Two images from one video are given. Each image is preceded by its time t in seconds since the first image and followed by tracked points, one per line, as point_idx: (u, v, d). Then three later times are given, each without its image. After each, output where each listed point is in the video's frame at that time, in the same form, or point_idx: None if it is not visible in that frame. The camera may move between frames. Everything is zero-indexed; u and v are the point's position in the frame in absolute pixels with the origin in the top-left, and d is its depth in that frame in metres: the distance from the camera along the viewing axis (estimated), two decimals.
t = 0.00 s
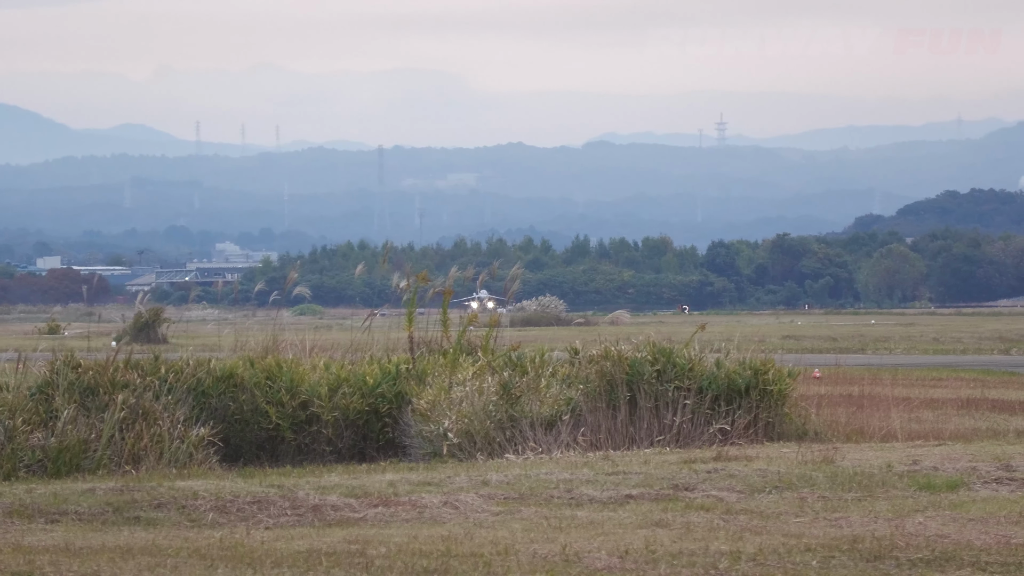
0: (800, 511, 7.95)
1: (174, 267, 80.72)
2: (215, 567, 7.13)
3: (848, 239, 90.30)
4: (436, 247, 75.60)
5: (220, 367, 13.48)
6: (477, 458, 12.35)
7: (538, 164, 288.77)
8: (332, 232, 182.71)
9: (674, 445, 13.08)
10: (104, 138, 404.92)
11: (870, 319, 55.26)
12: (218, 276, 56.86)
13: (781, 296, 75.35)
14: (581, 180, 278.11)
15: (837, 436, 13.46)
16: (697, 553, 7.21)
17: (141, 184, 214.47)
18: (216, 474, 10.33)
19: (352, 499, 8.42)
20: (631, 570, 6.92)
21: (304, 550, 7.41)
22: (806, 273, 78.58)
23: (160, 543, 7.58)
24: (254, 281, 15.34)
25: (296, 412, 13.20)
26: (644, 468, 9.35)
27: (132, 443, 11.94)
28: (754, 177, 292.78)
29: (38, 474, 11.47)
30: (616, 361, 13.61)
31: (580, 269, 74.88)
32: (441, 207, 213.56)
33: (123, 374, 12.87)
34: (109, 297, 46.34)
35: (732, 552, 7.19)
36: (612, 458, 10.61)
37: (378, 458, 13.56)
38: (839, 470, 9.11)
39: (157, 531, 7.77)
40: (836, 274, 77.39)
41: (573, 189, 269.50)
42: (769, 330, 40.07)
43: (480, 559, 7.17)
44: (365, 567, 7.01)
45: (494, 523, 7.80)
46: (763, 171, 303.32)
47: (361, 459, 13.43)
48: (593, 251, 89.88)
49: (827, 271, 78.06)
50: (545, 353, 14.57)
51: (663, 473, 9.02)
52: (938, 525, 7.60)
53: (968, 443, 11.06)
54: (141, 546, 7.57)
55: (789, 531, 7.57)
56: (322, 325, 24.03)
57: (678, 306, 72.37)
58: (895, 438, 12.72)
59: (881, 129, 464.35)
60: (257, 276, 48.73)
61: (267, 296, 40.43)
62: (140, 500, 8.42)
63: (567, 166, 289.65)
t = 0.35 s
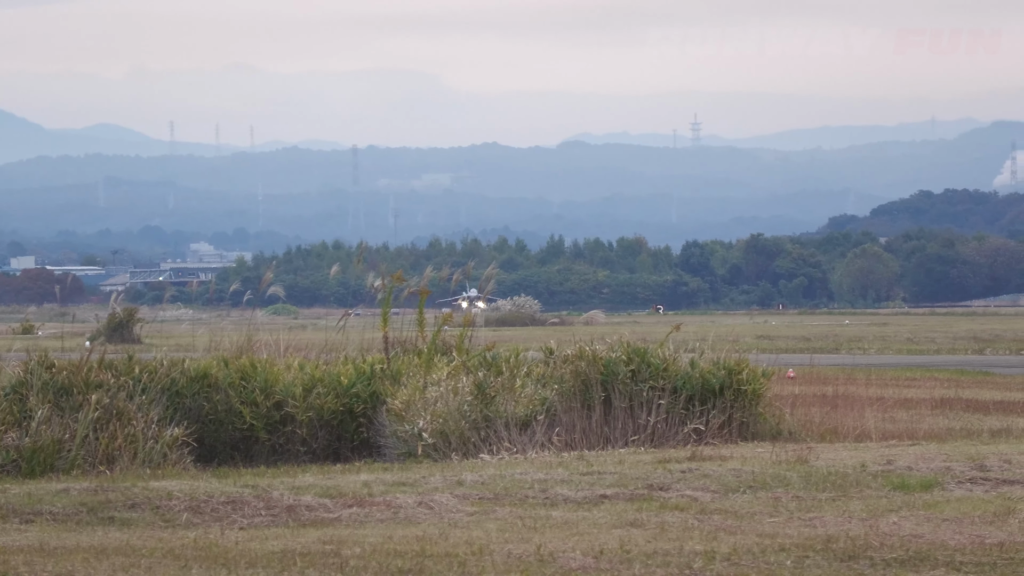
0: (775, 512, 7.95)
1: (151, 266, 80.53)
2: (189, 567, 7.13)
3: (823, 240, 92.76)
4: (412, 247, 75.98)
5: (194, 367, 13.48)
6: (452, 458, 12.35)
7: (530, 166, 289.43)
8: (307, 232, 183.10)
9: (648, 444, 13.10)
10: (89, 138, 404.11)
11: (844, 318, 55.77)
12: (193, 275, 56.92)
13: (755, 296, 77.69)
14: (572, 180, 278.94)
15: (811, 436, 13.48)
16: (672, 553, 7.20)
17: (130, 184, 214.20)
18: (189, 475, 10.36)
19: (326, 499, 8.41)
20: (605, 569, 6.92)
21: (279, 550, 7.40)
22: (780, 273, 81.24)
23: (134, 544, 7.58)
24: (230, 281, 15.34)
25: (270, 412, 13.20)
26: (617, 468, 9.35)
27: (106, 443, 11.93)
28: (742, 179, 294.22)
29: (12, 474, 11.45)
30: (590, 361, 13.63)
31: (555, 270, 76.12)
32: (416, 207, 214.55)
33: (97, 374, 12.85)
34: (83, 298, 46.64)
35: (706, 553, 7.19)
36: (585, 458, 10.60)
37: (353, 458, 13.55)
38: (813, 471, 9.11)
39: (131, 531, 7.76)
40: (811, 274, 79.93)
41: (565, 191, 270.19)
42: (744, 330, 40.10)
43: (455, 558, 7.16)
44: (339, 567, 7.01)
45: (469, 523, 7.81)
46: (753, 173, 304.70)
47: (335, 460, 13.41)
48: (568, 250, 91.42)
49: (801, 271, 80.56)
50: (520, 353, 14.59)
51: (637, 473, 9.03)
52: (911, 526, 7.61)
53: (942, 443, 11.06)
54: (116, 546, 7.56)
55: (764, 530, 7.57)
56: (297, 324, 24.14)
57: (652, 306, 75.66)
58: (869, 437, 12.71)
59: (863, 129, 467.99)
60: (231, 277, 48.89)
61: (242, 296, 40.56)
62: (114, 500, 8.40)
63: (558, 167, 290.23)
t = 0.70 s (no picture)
0: (768, 512, 7.96)
1: (144, 266, 80.51)
2: (183, 568, 7.12)
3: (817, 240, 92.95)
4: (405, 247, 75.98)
5: (187, 368, 13.50)
6: (445, 459, 12.35)
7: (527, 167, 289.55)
8: (300, 232, 182.97)
9: (642, 445, 13.10)
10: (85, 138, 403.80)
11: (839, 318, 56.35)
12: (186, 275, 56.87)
13: (748, 297, 77.91)
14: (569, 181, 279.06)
15: (805, 436, 13.45)
16: (665, 554, 7.21)
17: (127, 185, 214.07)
18: (184, 476, 10.39)
19: (319, 500, 8.41)
20: (599, 570, 6.92)
21: (272, 551, 7.40)
22: (773, 273, 81.33)
23: (127, 544, 7.57)
24: (224, 281, 15.35)
25: (264, 413, 13.18)
26: (610, 468, 9.35)
27: (99, 443, 11.95)
28: (738, 180, 294.51)
29: (5, 474, 11.44)
30: (584, 361, 13.66)
31: (548, 270, 76.35)
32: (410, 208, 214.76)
33: (91, 375, 12.87)
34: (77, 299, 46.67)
35: (700, 553, 7.19)
36: (580, 459, 10.57)
37: (346, 459, 13.55)
38: (807, 471, 9.11)
39: (124, 532, 7.75)
40: (804, 275, 80.05)
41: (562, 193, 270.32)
42: (739, 331, 39.66)
43: (448, 559, 7.17)
44: (332, 567, 7.02)
45: (462, 524, 7.82)
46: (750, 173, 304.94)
47: (328, 460, 13.41)
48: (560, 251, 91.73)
49: (794, 271, 80.69)
50: (513, 353, 14.61)
51: (631, 473, 9.03)
52: (905, 526, 7.61)
53: (935, 444, 11.15)
54: (110, 547, 7.56)
55: (757, 531, 7.57)
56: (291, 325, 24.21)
57: (646, 306, 76.16)
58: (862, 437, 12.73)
59: (859, 129, 468.99)
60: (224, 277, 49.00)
61: (237, 297, 40.56)
62: (107, 501, 8.40)
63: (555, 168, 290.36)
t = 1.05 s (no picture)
0: (761, 513, 7.96)
1: (138, 267, 80.45)
2: (175, 568, 7.13)
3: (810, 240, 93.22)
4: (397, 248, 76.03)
5: (179, 369, 13.50)
6: (438, 459, 12.35)
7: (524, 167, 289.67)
8: (294, 233, 183.05)
9: (635, 445, 13.10)
10: (79, 139, 403.69)
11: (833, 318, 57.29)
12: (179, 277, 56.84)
13: (741, 298, 78.06)
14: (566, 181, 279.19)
15: (797, 437, 13.49)
16: (659, 554, 7.21)
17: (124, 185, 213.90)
18: (177, 477, 10.42)
19: (312, 501, 8.41)
20: (592, 571, 6.93)
21: (265, 551, 7.40)
22: (767, 274, 81.63)
23: (120, 545, 7.58)
24: (217, 281, 15.34)
25: (256, 414, 13.19)
26: (604, 469, 9.34)
27: (92, 444, 11.95)
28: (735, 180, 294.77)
29: None
30: (577, 362, 13.65)
31: (542, 271, 76.66)
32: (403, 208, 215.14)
33: (84, 375, 12.88)
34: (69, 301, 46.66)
35: (694, 553, 7.20)
36: (573, 459, 10.59)
37: (339, 460, 13.56)
38: (799, 472, 9.12)
39: (117, 532, 7.76)
40: (797, 276, 80.53)
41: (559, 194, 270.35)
42: (731, 333, 39.58)
43: (441, 560, 7.16)
44: (325, 568, 7.02)
45: (456, 525, 7.80)
46: (747, 174, 305.18)
47: (321, 461, 13.42)
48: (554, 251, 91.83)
49: (788, 271, 81.15)
50: (507, 353, 14.61)
51: (624, 475, 9.02)
52: (898, 527, 7.61)
53: (928, 444, 11.22)
54: (103, 547, 7.56)
55: (750, 531, 7.58)
56: (286, 326, 24.25)
57: (639, 306, 75.55)
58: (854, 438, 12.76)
59: (852, 129, 470.11)
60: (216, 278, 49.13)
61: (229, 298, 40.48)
62: (100, 501, 8.40)
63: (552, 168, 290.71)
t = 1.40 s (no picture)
0: (747, 512, 7.96)
1: (125, 267, 80.20)
2: (161, 568, 7.13)
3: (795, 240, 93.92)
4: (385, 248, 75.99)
5: (165, 368, 13.48)
6: (424, 459, 12.35)
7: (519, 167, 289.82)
8: (282, 232, 182.75)
9: (621, 445, 13.12)
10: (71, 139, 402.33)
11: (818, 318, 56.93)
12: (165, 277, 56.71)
13: (727, 298, 78.74)
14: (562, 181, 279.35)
15: (784, 437, 13.49)
16: (644, 554, 7.21)
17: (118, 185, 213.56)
18: (161, 477, 10.42)
19: (298, 501, 8.38)
20: (577, 570, 6.93)
21: (251, 551, 7.40)
22: (753, 273, 82.18)
23: (105, 545, 7.57)
24: (204, 282, 15.32)
25: (243, 413, 13.18)
26: (590, 469, 9.33)
27: (78, 444, 11.96)
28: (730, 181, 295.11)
29: None
30: (563, 361, 13.65)
31: (529, 270, 76.91)
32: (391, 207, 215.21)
33: (69, 375, 12.88)
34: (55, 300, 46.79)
35: (679, 553, 7.19)
36: (558, 459, 10.57)
37: (325, 459, 13.55)
38: (784, 471, 9.13)
39: (103, 531, 7.75)
40: (783, 275, 81.04)
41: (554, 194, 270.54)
42: (718, 332, 39.51)
43: (428, 560, 7.15)
44: (312, 568, 7.01)
45: (441, 525, 7.80)
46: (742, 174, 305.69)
47: (308, 461, 13.42)
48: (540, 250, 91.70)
49: (774, 272, 81.58)
50: (493, 353, 14.62)
51: (610, 474, 9.02)
52: (884, 526, 7.62)
53: (914, 443, 11.19)
54: (89, 547, 7.55)
55: (736, 531, 7.58)
56: (271, 325, 24.25)
57: (625, 306, 76.39)
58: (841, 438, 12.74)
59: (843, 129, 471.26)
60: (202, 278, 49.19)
61: (213, 298, 40.29)
62: (85, 501, 8.39)
63: (547, 168, 290.83)
